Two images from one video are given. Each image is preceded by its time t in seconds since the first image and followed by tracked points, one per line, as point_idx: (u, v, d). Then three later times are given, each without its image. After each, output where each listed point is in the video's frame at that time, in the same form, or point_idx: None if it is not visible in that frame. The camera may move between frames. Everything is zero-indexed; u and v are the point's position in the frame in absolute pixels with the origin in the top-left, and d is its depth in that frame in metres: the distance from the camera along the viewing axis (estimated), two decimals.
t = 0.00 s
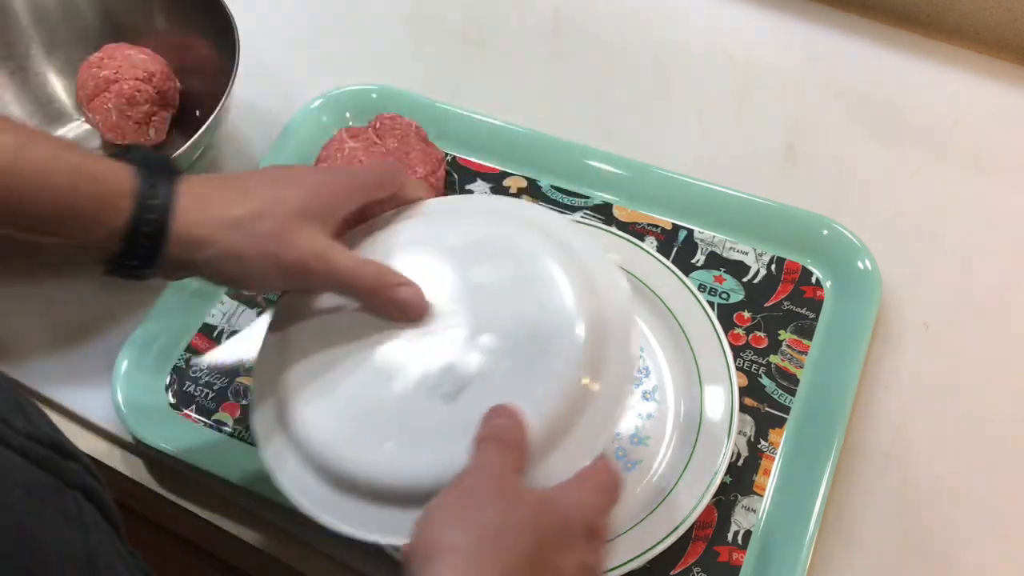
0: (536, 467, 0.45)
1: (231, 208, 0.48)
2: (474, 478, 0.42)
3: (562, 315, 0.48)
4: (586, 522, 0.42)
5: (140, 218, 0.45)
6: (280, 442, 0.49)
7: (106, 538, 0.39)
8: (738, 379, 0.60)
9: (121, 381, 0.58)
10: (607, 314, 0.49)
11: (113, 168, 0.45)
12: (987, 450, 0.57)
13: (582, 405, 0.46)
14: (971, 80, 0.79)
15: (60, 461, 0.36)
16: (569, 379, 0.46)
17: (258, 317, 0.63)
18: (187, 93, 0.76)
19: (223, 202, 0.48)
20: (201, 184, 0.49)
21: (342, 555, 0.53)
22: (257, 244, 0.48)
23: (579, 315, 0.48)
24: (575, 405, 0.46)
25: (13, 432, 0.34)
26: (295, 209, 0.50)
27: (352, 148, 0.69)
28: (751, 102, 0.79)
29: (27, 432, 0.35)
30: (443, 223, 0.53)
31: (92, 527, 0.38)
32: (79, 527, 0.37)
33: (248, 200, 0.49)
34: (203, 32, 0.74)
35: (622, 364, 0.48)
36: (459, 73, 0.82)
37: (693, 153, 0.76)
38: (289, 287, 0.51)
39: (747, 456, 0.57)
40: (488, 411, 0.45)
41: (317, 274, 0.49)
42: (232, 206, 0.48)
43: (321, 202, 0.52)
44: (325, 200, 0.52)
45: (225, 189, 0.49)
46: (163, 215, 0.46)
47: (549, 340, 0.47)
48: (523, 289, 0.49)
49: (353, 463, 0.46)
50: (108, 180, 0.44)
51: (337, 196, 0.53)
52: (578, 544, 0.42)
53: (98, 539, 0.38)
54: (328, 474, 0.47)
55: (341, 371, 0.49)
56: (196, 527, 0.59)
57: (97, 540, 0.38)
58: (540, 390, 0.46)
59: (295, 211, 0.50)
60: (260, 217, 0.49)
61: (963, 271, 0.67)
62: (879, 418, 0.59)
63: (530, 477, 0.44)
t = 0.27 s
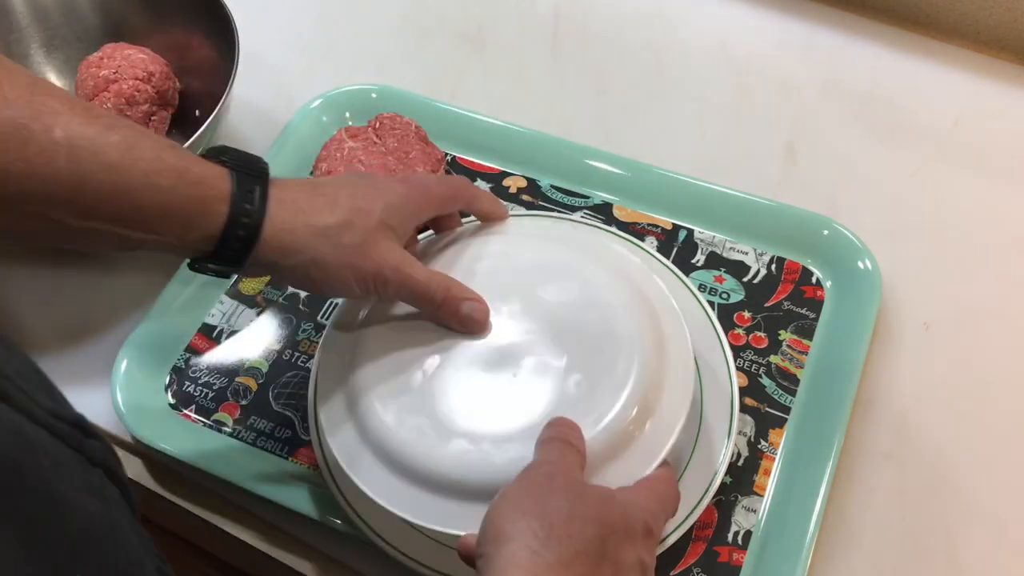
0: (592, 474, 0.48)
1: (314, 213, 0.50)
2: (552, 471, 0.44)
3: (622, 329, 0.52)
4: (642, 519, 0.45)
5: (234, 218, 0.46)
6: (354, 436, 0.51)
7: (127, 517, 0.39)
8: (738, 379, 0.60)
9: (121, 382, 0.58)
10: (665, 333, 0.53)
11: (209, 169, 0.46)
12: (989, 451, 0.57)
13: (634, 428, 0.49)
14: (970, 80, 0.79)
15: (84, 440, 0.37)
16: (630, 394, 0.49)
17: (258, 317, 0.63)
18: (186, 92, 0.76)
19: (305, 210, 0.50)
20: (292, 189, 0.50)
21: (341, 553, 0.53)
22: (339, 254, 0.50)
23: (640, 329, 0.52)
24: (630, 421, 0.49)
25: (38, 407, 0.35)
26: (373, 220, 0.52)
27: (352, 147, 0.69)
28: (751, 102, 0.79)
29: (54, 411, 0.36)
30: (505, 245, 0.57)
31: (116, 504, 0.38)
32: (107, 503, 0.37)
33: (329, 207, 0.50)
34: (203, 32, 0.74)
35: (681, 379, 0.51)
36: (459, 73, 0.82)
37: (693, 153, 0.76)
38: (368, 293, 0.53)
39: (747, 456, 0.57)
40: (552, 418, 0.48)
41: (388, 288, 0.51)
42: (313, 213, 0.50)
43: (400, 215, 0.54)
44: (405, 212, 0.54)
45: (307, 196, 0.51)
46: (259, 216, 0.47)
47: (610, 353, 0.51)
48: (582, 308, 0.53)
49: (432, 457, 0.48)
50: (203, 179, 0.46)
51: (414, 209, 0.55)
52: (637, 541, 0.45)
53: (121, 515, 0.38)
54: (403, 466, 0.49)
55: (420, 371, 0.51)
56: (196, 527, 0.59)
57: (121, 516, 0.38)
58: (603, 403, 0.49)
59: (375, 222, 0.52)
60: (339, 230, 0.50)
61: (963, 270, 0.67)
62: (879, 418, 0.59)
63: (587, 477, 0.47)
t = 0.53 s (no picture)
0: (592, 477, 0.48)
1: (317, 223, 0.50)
2: (551, 474, 0.44)
3: (624, 334, 0.52)
4: (640, 521, 0.45)
5: (239, 233, 0.47)
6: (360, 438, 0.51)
7: (154, 499, 0.40)
8: (738, 379, 0.60)
9: (121, 382, 0.59)
10: (667, 335, 0.53)
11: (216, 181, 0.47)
12: (990, 451, 0.57)
13: (637, 428, 0.49)
14: (970, 80, 0.79)
15: (121, 421, 0.37)
16: (631, 398, 0.49)
17: (258, 317, 0.63)
18: (186, 92, 0.76)
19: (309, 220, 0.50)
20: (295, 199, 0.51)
21: (341, 554, 0.53)
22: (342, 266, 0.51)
23: (641, 333, 0.52)
24: (631, 425, 0.49)
25: (80, 390, 0.35)
26: (375, 233, 0.52)
27: (352, 147, 0.69)
28: (751, 102, 0.79)
29: (93, 389, 0.36)
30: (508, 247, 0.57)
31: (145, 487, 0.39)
32: (137, 488, 0.38)
33: (333, 218, 0.51)
34: (203, 32, 0.74)
35: (682, 382, 0.51)
36: (459, 73, 0.82)
37: (693, 153, 0.76)
38: (370, 302, 0.53)
39: (747, 456, 0.57)
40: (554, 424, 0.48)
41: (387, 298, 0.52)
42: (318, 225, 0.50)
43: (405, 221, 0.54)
44: (408, 222, 0.54)
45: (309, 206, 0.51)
46: (264, 230, 0.48)
47: (611, 357, 0.51)
48: (585, 312, 0.53)
49: (436, 458, 0.48)
50: (211, 192, 0.46)
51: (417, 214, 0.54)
52: (635, 540, 0.44)
53: (149, 499, 0.39)
54: (408, 468, 0.49)
55: (423, 371, 0.52)
56: (195, 527, 0.59)
57: (149, 500, 0.39)
58: (605, 406, 0.49)
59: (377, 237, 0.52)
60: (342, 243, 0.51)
61: (963, 270, 0.67)
62: (879, 418, 0.59)
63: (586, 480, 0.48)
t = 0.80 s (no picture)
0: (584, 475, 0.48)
1: (337, 291, 0.46)
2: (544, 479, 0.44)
3: (620, 330, 0.52)
4: (634, 521, 0.46)
5: (229, 297, 0.44)
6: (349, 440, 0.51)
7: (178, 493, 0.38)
8: (738, 379, 0.60)
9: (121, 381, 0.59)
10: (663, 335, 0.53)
11: (212, 243, 0.44)
12: (990, 451, 0.57)
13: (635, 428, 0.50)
14: (971, 80, 0.79)
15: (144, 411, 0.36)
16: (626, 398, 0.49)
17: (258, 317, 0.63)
18: (186, 92, 0.76)
19: (323, 292, 0.46)
20: (313, 261, 0.47)
21: (341, 554, 0.53)
22: (363, 347, 0.46)
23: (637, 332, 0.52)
24: (625, 425, 0.49)
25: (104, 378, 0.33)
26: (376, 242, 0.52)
27: (352, 147, 0.70)
28: (751, 102, 0.79)
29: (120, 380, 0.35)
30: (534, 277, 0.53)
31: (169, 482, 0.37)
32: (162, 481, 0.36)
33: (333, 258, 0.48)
34: (203, 32, 0.74)
35: (679, 382, 0.52)
36: (459, 73, 0.82)
37: (693, 153, 0.75)
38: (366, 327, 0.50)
39: (747, 456, 0.57)
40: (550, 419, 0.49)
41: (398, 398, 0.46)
42: (335, 298, 0.46)
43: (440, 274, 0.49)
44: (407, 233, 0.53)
45: (329, 261, 0.47)
46: (257, 297, 0.45)
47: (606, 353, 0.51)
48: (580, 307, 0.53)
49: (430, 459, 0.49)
50: (203, 259, 0.44)
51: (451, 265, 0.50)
52: (626, 539, 0.45)
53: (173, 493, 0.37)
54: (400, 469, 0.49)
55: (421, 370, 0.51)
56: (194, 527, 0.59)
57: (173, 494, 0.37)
58: (601, 406, 0.49)
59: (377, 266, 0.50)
60: (364, 319, 0.46)
61: (963, 270, 0.67)
62: (879, 417, 0.59)
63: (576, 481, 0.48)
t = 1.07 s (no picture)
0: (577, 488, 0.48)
1: (349, 305, 0.47)
2: (533, 493, 0.44)
3: (624, 336, 0.52)
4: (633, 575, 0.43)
5: (242, 307, 0.45)
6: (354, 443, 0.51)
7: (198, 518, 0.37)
8: (738, 379, 0.60)
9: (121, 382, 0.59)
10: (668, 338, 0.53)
11: (225, 254, 0.45)
12: (990, 452, 0.57)
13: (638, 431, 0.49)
14: (971, 80, 0.79)
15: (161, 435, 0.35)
16: (632, 400, 0.49)
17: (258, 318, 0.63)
18: (186, 92, 0.76)
19: (334, 304, 0.47)
20: (326, 274, 0.48)
21: (341, 554, 0.53)
22: (372, 361, 0.47)
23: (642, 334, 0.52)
24: (631, 428, 0.49)
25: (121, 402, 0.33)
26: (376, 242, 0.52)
27: (352, 148, 0.70)
28: (751, 102, 0.79)
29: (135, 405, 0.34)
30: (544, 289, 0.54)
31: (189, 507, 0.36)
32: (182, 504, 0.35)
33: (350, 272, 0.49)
34: (203, 32, 0.74)
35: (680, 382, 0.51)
36: (459, 73, 0.82)
37: (693, 153, 0.76)
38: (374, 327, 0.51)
39: (747, 456, 0.57)
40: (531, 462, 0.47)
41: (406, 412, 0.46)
42: (346, 311, 0.47)
43: (449, 286, 0.50)
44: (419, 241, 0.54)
45: (342, 273, 0.49)
46: (267, 308, 0.46)
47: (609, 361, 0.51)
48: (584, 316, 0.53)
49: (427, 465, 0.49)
50: (214, 270, 0.44)
51: (460, 278, 0.51)
52: None
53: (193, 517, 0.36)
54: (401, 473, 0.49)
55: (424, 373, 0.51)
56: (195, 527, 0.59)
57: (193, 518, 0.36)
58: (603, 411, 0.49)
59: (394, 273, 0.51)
60: (374, 333, 0.47)
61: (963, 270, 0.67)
62: (879, 418, 0.59)
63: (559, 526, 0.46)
